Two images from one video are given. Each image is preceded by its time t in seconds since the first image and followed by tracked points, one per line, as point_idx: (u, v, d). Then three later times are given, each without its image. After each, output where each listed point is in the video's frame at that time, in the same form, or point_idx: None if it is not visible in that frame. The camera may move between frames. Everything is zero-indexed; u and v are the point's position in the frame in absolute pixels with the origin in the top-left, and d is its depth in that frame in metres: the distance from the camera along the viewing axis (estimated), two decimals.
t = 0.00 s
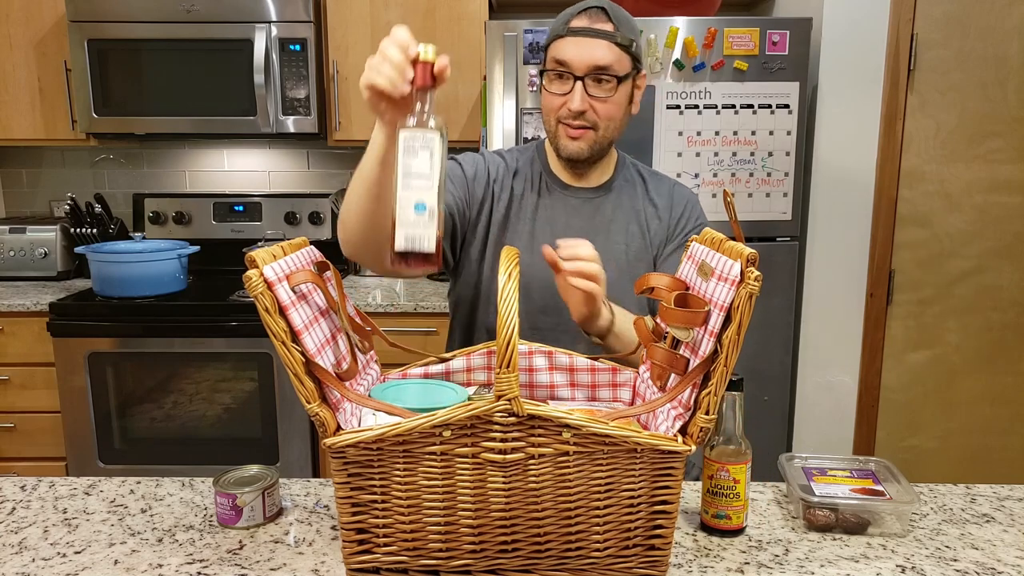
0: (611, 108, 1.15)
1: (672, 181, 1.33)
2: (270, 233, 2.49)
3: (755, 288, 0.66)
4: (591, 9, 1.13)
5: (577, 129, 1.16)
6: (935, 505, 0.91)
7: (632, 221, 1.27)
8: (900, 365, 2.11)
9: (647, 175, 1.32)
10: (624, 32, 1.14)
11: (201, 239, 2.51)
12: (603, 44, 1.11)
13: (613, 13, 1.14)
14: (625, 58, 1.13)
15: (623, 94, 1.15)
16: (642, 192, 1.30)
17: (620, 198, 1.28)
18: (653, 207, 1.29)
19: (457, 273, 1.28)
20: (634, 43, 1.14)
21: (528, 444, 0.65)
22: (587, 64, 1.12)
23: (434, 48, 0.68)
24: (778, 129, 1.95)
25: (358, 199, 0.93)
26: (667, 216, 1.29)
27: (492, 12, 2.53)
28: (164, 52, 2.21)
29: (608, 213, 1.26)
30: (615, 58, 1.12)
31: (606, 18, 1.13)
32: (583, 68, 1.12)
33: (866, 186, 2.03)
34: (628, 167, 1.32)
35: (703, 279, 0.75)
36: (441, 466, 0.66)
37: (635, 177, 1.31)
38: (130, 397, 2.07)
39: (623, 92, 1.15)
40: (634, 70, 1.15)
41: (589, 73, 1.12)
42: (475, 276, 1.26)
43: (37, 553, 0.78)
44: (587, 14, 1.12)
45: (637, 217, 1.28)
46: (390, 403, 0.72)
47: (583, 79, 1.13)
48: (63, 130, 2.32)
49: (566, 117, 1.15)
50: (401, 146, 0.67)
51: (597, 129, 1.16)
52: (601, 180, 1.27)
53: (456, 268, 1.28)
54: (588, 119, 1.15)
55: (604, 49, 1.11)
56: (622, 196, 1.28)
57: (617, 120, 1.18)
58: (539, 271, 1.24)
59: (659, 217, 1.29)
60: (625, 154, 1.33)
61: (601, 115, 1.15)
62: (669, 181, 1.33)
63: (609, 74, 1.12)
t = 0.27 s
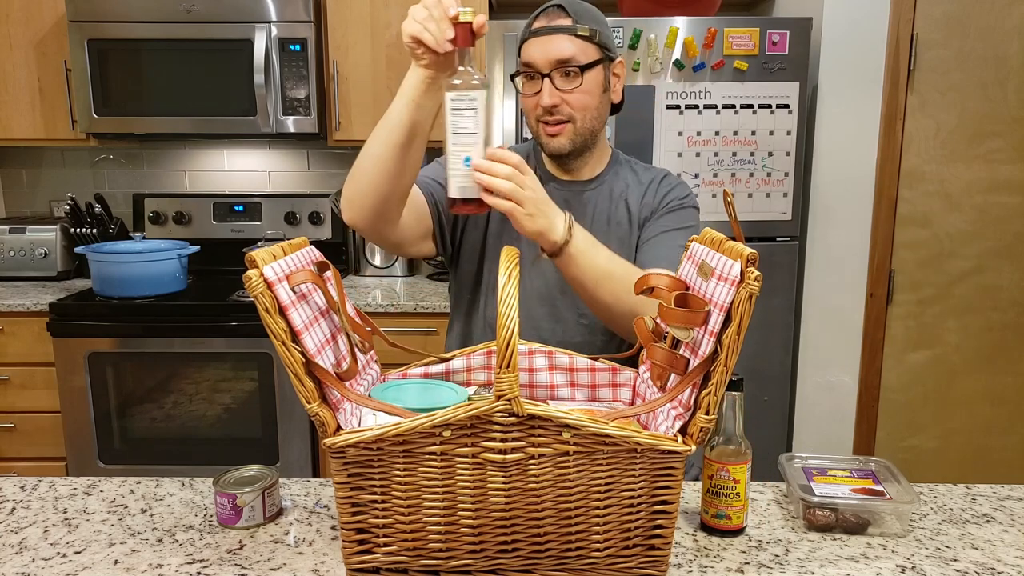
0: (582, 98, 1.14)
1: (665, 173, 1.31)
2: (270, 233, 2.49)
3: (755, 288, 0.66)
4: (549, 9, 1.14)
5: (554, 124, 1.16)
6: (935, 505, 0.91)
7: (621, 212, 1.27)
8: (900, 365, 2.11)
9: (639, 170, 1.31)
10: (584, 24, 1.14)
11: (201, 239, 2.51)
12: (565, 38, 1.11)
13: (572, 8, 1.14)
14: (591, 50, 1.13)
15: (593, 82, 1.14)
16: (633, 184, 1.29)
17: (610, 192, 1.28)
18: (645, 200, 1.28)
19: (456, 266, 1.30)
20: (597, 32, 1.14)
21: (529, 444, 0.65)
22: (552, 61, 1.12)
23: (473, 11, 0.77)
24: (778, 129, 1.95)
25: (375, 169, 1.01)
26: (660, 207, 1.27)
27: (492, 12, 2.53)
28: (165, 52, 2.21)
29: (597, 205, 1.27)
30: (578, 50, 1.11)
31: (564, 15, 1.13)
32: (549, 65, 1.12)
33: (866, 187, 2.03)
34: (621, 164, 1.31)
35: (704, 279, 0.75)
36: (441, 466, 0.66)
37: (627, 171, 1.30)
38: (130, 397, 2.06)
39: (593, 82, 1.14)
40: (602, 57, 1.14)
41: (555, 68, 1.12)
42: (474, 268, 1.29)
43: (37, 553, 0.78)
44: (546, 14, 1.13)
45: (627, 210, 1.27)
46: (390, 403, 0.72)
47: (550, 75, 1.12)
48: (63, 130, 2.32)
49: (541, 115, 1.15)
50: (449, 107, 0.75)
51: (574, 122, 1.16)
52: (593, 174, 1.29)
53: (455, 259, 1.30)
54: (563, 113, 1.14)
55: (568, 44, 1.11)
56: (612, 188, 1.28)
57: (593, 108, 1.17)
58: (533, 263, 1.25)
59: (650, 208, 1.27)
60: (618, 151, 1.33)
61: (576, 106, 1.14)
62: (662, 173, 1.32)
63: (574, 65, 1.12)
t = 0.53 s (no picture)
0: (569, 96, 1.15)
1: (661, 170, 1.32)
2: (269, 233, 2.49)
3: (755, 288, 0.66)
4: (530, 13, 1.16)
5: (543, 124, 1.16)
6: (935, 505, 0.91)
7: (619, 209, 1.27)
8: (900, 365, 2.11)
9: (636, 167, 1.31)
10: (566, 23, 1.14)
11: (201, 239, 2.51)
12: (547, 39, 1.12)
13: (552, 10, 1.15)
14: (575, 47, 1.13)
15: (579, 79, 1.14)
16: (630, 180, 1.29)
17: (607, 189, 1.28)
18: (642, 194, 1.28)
19: (457, 265, 1.30)
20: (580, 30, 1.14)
21: (529, 444, 0.65)
22: (536, 61, 1.13)
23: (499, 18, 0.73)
24: (778, 129, 1.95)
25: (390, 177, 1.01)
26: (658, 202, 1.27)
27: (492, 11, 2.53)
28: (165, 52, 2.21)
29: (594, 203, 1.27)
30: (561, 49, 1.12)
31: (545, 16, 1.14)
32: (533, 66, 1.13)
33: (866, 187, 2.03)
34: (616, 161, 1.32)
35: (703, 279, 0.75)
36: (441, 466, 0.66)
37: (623, 168, 1.31)
38: (130, 397, 2.06)
39: (580, 78, 1.14)
40: (588, 53, 1.14)
41: (539, 69, 1.13)
42: (474, 269, 1.29)
43: (37, 553, 0.78)
44: (528, 18, 1.15)
45: (625, 206, 1.27)
46: (390, 403, 0.72)
47: (535, 76, 1.13)
48: (64, 130, 2.32)
49: (529, 117, 1.16)
50: (479, 112, 0.81)
51: (563, 120, 1.16)
52: (589, 171, 1.29)
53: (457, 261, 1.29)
54: (552, 112, 1.15)
55: (551, 44, 1.12)
56: (610, 185, 1.28)
57: (582, 105, 1.17)
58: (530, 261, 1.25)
59: (648, 204, 1.27)
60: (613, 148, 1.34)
61: (564, 105, 1.15)
62: (658, 170, 1.32)
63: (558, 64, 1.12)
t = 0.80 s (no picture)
0: (571, 95, 1.14)
1: (660, 168, 1.32)
2: (270, 233, 2.49)
3: (756, 288, 0.66)
4: (533, 13, 1.15)
5: (546, 124, 1.15)
6: (935, 505, 0.91)
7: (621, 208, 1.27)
8: (900, 365, 2.11)
9: (635, 166, 1.32)
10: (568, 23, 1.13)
11: (201, 239, 2.51)
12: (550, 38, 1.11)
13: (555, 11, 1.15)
14: (577, 47, 1.12)
15: (581, 79, 1.13)
16: (629, 179, 1.29)
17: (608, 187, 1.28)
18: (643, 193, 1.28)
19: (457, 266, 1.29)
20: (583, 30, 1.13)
21: (529, 444, 0.65)
22: (540, 61, 1.11)
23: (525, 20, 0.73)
24: (778, 129, 1.95)
25: (402, 180, 1.00)
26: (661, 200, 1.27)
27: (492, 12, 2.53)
28: (164, 52, 2.21)
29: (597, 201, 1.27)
30: (564, 48, 1.11)
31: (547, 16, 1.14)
32: (537, 66, 1.12)
33: (866, 187, 2.03)
34: (616, 160, 1.32)
35: (703, 279, 0.75)
36: (441, 466, 0.66)
37: (622, 167, 1.31)
38: (130, 397, 2.06)
39: (582, 78, 1.13)
40: (590, 53, 1.14)
41: (542, 69, 1.12)
42: (474, 270, 1.28)
43: (37, 553, 0.78)
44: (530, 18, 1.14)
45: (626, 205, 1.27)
46: (390, 403, 0.72)
47: (537, 75, 1.12)
48: (64, 130, 2.32)
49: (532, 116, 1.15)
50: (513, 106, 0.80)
51: (566, 120, 1.15)
52: (589, 171, 1.28)
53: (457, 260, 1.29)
54: (554, 112, 1.14)
55: (554, 43, 1.11)
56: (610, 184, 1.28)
57: (584, 106, 1.16)
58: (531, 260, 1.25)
59: (649, 202, 1.27)
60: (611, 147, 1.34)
61: (566, 105, 1.14)
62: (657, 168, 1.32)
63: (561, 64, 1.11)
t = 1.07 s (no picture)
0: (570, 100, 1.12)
1: (659, 168, 1.31)
2: (269, 233, 2.50)
3: (755, 288, 0.66)
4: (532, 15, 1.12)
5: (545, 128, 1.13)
6: (935, 505, 0.91)
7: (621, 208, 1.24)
8: (900, 365, 2.11)
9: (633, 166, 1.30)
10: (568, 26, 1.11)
11: (201, 239, 2.51)
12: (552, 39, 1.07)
13: (555, 12, 1.12)
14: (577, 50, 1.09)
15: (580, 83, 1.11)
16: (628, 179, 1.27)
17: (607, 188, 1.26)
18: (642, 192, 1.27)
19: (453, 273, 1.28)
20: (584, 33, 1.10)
21: (529, 444, 0.65)
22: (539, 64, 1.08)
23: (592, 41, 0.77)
24: (778, 129, 1.95)
25: (407, 203, 0.99)
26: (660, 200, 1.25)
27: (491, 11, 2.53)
28: (164, 52, 2.20)
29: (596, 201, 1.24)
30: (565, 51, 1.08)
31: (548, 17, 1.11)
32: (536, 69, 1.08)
33: (866, 187, 2.03)
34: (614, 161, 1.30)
35: (703, 279, 0.75)
36: (441, 466, 0.66)
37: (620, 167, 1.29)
38: (130, 397, 2.06)
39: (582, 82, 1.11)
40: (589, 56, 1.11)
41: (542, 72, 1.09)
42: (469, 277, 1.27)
43: (37, 553, 0.78)
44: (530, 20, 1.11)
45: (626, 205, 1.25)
46: (390, 403, 0.72)
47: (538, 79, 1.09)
48: (64, 130, 2.32)
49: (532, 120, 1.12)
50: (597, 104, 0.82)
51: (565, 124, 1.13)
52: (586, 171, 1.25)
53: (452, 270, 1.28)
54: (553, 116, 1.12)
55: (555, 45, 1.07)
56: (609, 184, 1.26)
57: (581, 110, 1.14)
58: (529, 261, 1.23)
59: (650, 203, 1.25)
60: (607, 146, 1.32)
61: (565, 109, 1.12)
62: (655, 168, 1.31)
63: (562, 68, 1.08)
